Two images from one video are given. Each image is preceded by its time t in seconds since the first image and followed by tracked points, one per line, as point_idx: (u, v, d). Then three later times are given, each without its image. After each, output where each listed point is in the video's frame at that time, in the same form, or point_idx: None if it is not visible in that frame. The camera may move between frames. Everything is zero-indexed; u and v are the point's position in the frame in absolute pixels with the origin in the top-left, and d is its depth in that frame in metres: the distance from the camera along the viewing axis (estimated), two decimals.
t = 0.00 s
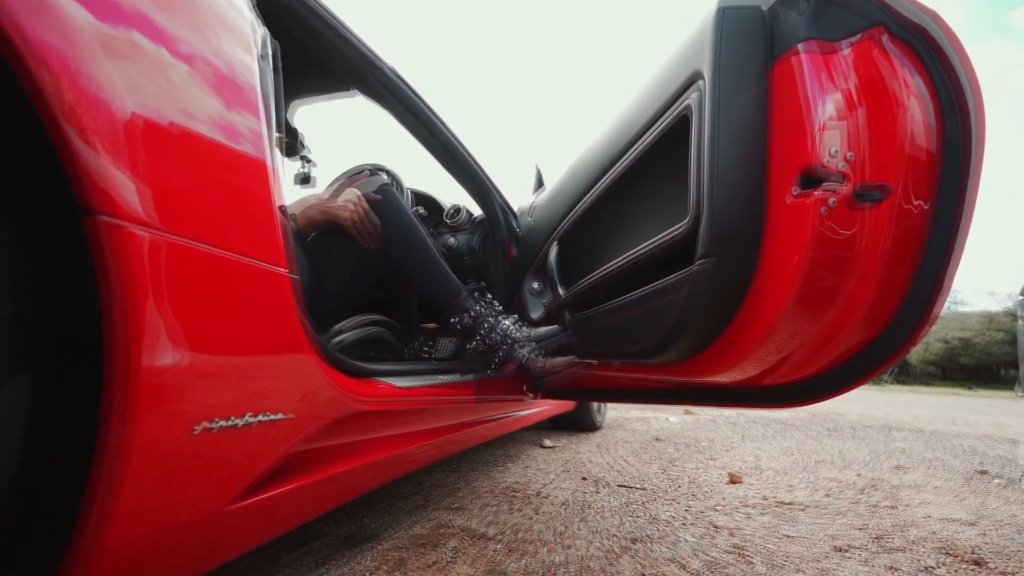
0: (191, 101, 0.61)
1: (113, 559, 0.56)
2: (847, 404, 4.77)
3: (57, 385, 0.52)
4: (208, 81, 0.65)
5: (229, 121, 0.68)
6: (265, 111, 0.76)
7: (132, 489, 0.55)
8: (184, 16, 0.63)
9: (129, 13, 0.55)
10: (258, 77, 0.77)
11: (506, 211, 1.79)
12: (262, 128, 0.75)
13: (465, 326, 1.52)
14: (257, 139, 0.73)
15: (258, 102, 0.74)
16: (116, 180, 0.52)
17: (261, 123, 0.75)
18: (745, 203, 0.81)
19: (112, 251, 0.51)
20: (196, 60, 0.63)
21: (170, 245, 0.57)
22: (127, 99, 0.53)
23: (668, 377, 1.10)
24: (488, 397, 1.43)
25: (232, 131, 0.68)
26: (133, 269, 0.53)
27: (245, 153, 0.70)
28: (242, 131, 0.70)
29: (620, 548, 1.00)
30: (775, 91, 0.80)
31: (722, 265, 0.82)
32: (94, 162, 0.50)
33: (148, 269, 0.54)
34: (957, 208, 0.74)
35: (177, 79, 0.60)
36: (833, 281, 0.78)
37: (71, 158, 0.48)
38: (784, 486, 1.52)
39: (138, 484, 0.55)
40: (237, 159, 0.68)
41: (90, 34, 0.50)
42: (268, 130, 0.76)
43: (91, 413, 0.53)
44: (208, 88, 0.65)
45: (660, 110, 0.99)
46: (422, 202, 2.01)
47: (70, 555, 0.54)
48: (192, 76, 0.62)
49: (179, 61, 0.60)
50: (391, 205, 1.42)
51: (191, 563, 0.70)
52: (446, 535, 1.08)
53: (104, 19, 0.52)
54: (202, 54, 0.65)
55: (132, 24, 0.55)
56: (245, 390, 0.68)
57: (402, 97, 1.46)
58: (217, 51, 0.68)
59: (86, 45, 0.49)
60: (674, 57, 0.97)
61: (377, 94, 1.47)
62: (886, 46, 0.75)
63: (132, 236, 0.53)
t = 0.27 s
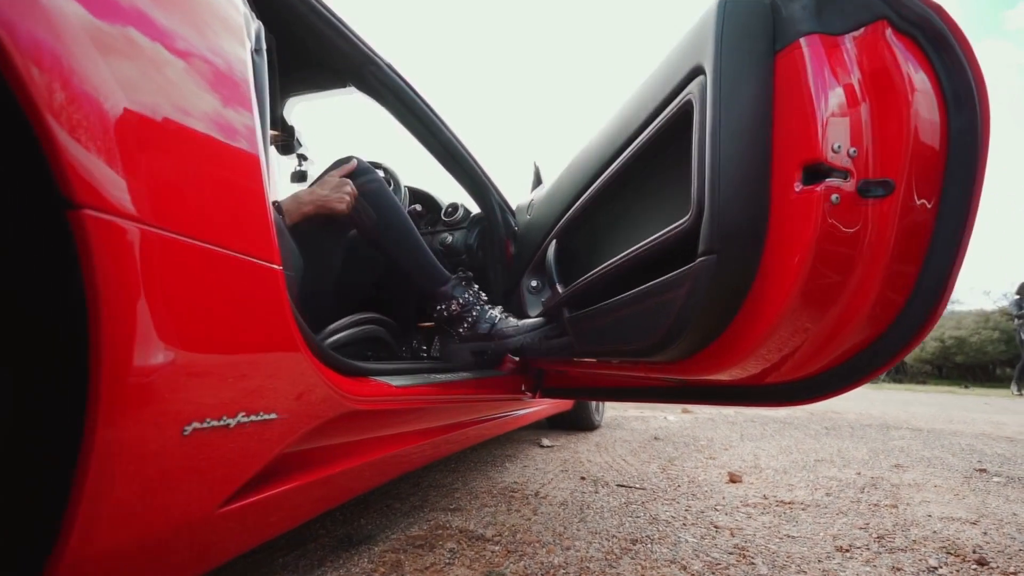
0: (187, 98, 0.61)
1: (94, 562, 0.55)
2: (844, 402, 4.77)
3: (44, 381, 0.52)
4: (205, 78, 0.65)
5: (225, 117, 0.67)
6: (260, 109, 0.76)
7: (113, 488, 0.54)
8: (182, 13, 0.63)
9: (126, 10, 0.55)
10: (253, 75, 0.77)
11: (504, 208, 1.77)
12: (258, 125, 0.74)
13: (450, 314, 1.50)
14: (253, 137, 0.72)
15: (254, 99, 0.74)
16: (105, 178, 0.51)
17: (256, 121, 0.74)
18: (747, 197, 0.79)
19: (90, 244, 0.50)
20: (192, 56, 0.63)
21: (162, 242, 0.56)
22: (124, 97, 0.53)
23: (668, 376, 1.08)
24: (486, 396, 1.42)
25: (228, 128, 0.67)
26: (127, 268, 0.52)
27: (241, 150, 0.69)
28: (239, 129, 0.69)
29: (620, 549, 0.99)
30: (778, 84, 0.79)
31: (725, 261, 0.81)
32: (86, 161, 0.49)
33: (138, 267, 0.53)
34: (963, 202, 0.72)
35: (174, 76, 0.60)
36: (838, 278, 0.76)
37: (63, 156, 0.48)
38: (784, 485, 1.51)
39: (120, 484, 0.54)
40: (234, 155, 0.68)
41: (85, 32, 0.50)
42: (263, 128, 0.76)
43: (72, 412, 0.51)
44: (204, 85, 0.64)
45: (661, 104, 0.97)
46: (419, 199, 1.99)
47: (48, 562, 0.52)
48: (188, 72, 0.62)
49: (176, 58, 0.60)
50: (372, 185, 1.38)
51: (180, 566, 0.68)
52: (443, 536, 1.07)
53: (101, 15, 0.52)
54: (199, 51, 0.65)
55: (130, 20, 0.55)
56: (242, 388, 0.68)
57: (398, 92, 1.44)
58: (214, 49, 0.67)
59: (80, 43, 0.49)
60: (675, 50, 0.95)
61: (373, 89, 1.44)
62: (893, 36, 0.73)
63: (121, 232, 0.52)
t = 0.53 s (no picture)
0: (183, 95, 0.60)
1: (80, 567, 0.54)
2: (842, 400, 4.77)
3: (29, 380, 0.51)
4: (201, 74, 0.64)
5: (221, 115, 0.67)
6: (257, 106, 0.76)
7: (95, 492, 0.52)
8: (179, 9, 0.63)
9: (123, 6, 0.54)
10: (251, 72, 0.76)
11: (502, 206, 1.76)
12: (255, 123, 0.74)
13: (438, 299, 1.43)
14: (249, 134, 0.72)
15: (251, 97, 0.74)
16: (93, 176, 0.49)
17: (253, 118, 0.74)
18: (750, 192, 0.78)
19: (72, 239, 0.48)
20: (190, 53, 0.63)
21: (153, 239, 0.55)
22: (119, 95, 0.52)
23: (669, 374, 1.07)
24: (484, 396, 1.41)
25: (225, 125, 0.66)
26: (115, 264, 0.51)
27: (238, 148, 0.68)
28: (236, 126, 0.69)
29: (620, 551, 0.98)
30: (782, 76, 0.78)
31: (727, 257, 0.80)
32: (80, 161, 0.48)
33: (126, 264, 0.52)
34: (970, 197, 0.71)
35: (171, 73, 0.59)
36: (843, 274, 0.75)
37: (52, 154, 0.46)
38: (785, 484, 1.50)
39: (105, 486, 0.53)
40: (230, 153, 0.67)
41: (80, 29, 0.49)
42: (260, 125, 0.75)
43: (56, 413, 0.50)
44: (200, 82, 0.64)
45: (663, 99, 0.96)
46: (416, 196, 1.97)
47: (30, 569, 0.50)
48: (185, 69, 0.61)
49: (173, 55, 0.60)
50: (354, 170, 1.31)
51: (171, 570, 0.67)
52: (440, 538, 1.05)
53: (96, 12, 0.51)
54: (196, 48, 0.64)
55: (127, 17, 0.55)
56: (236, 386, 0.67)
57: (394, 88, 1.42)
58: (212, 46, 0.67)
59: (73, 41, 0.48)
60: (676, 44, 0.94)
61: (369, 85, 1.42)
62: (897, 28, 0.72)
63: (109, 227, 0.50)
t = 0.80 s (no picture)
0: (181, 93, 0.60)
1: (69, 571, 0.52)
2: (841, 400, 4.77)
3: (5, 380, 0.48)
4: (200, 72, 0.64)
5: (219, 113, 0.66)
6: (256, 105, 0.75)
7: (82, 495, 0.51)
8: (178, 7, 0.62)
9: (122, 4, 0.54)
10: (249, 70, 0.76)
11: (501, 204, 1.75)
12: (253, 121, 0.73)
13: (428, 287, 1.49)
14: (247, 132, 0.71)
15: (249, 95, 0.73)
16: (84, 175, 0.48)
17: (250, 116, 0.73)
18: (753, 188, 0.77)
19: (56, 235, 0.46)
20: (188, 51, 0.62)
21: (145, 234, 0.53)
22: (114, 93, 0.52)
23: (670, 373, 1.06)
24: (483, 395, 1.40)
25: (222, 123, 0.66)
26: (107, 262, 0.50)
27: (235, 146, 0.68)
28: (234, 125, 0.68)
29: (620, 552, 0.97)
30: (785, 70, 0.77)
31: (730, 253, 0.79)
32: (74, 162, 0.47)
33: (118, 262, 0.51)
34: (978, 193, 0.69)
35: (168, 70, 0.59)
36: (847, 271, 0.74)
37: (42, 154, 0.45)
38: (786, 484, 1.49)
39: (93, 488, 0.52)
40: (227, 151, 0.66)
41: (77, 26, 0.48)
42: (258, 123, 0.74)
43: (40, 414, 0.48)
44: (198, 80, 0.63)
45: (664, 94, 0.95)
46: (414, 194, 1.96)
47: (16, 574, 0.49)
48: (183, 66, 0.61)
49: (170, 53, 0.59)
50: (344, 162, 1.34)
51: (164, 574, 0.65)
52: (439, 539, 1.04)
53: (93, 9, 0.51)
54: (195, 46, 0.64)
55: (126, 15, 0.54)
56: (233, 384, 0.65)
57: (391, 85, 1.41)
58: (211, 44, 0.67)
59: (67, 38, 0.47)
60: (677, 38, 0.93)
61: (366, 82, 1.41)
62: (904, 21, 0.70)
63: (99, 224, 0.49)
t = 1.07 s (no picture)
0: (180, 92, 0.59)
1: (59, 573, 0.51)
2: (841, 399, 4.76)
3: None
4: (199, 71, 0.63)
5: (219, 111, 0.65)
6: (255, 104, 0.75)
7: (71, 498, 0.50)
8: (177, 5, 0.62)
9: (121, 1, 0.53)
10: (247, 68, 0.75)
11: (500, 202, 1.74)
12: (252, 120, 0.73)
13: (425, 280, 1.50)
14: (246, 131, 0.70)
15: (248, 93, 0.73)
16: (79, 174, 0.47)
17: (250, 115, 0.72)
18: (756, 184, 0.76)
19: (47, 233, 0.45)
20: (188, 49, 0.62)
21: (141, 233, 0.52)
22: (111, 92, 0.51)
23: (672, 372, 1.05)
24: (483, 394, 1.39)
25: (222, 122, 0.65)
26: (101, 260, 0.49)
27: (235, 145, 0.67)
28: (233, 124, 0.67)
29: (622, 553, 0.96)
30: (790, 65, 0.75)
31: (733, 250, 0.78)
32: (71, 163, 0.46)
33: (111, 260, 0.50)
34: (986, 189, 0.68)
35: (168, 69, 0.58)
36: (853, 269, 0.73)
37: (37, 155, 0.44)
38: (787, 484, 1.48)
39: (84, 490, 0.51)
40: (227, 150, 0.66)
41: (75, 25, 0.48)
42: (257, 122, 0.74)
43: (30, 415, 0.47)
44: (198, 79, 0.63)
45: (666, 89, 0.94)
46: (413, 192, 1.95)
47: None
48: (183, 65, 0.60)
49: (170, 51, 0.59)
50: (338, 158, 1.33)
51: None
52: (438, 540, 1.03)
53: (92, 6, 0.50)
54: (195, 44, 0.63)
55: (126, 14, 0.54)
56: (231, 383, 0.64)
57: (390, 83, 1.40)
58: (210, 42, 0.66)
59: (63, 37, 0.47)
60: (680, 33, 0.92)
61: (365, 79, 1.39)
62: (910, 15, 0.69)
63: (93, 222, 0.48)
